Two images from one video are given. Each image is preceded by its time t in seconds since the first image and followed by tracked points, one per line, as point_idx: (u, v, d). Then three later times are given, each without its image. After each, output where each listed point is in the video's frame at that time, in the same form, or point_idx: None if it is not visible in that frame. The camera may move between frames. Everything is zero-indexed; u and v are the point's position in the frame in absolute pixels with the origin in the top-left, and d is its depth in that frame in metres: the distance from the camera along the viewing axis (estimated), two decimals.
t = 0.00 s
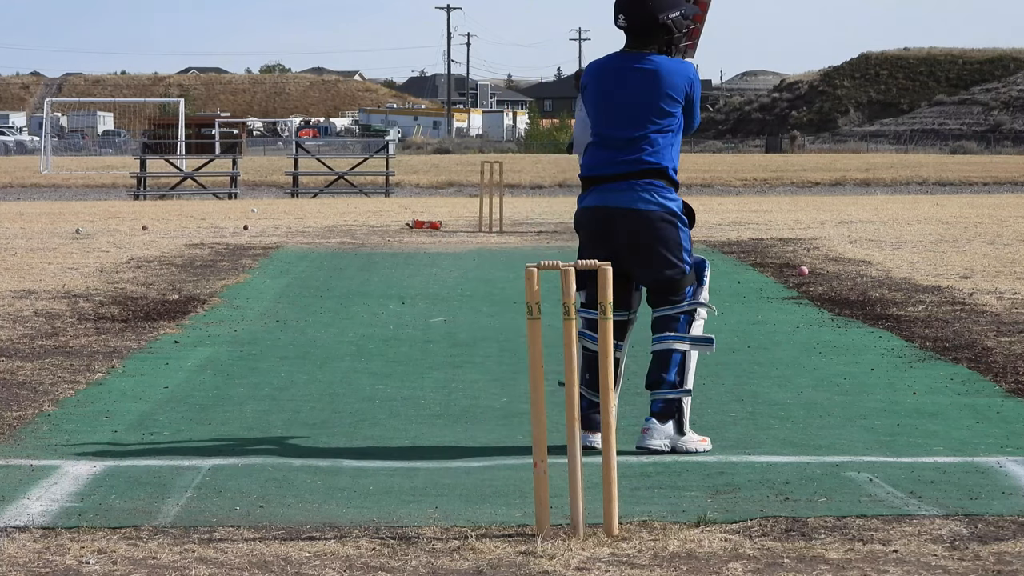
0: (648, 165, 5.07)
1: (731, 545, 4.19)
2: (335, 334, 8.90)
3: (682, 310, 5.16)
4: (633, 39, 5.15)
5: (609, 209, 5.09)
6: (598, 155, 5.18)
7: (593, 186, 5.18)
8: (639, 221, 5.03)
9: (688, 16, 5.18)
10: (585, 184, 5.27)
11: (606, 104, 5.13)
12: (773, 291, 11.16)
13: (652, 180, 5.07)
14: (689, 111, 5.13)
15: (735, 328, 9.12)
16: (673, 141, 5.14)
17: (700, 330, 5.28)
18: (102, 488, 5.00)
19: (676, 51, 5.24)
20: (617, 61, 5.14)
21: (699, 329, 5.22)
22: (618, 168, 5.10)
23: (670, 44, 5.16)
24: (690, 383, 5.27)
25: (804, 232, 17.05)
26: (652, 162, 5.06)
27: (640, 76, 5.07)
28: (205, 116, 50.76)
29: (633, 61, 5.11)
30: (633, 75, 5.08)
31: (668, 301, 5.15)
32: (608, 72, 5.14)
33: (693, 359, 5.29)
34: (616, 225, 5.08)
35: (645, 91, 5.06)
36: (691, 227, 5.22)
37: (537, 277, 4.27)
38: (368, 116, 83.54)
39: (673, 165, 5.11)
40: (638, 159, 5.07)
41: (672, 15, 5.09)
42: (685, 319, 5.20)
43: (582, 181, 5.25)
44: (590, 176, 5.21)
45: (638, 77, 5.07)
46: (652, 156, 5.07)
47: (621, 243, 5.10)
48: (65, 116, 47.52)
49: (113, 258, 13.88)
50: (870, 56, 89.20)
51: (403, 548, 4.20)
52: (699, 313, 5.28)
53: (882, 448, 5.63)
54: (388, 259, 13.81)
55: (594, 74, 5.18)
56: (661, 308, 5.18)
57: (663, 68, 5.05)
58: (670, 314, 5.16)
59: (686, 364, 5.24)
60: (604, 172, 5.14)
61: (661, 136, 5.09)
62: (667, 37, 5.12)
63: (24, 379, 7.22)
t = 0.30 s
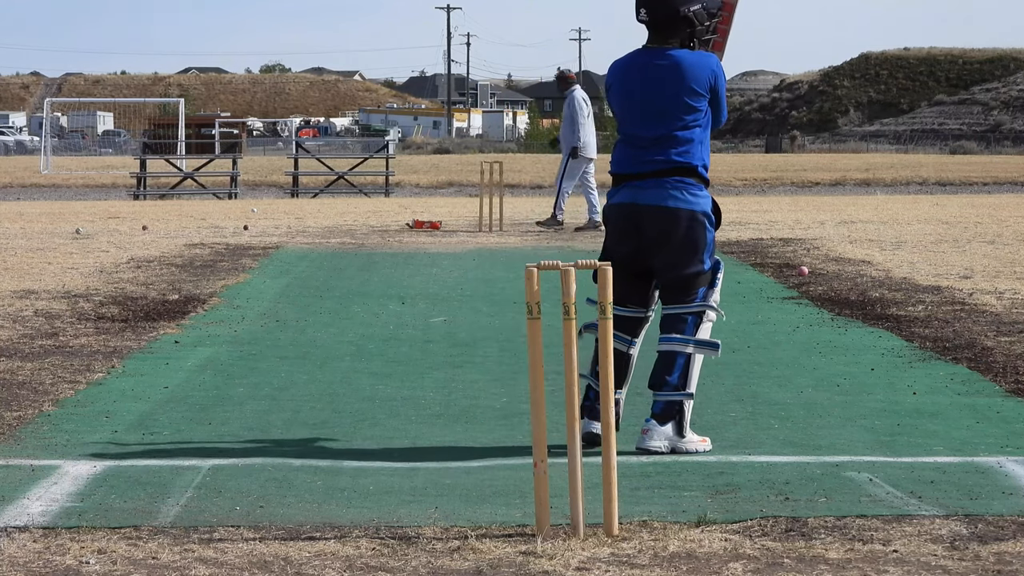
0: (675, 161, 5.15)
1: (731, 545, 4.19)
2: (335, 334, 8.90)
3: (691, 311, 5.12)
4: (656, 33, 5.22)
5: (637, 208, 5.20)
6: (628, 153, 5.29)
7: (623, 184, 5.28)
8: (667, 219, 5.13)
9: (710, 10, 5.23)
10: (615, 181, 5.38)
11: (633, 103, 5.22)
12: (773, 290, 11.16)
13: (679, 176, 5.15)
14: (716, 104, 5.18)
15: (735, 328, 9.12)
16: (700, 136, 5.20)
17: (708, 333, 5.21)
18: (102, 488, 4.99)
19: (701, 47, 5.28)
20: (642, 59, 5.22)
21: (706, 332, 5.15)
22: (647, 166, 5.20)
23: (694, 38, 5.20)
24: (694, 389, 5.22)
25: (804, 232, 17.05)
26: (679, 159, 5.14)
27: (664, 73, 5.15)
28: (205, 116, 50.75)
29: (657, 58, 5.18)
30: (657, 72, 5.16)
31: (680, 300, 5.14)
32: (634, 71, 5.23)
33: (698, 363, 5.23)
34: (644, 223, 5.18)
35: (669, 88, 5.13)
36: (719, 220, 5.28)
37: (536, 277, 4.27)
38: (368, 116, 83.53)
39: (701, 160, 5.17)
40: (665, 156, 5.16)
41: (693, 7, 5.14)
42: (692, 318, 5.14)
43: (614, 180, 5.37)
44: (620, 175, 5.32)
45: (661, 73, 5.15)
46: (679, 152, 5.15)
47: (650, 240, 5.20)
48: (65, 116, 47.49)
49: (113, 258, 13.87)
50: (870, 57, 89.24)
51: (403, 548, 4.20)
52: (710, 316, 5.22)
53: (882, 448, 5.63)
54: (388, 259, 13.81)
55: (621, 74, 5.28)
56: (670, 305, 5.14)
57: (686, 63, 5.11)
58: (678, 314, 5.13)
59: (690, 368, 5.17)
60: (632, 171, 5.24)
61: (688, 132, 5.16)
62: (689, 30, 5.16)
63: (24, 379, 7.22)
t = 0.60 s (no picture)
0: (685, 161, 5.15)
1: (731, 545, 4.18)
2: (335, 334, 8.90)
3: (690, 311, 5.12)
4: (666, 33, 5.21)
5: (647, 207, 5.19)
6: (638, 153, 5.28)
7: (633, 184, 5.28)
8: (678, 219, 5.13)
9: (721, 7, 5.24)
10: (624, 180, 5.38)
11: (643, 102, 5.21)
12: (773, 290, 11.16)
13: (690, 176, 5.15)
14: (726, 105, 5.19)
15: (735, 328, 9.12)
16: (711, 136, 5.20)
17: (706, 333, 5.23)
18: (103, 488, 5.00)
19: (712, 45, 5.29)
20: (652, 58, 5.21)
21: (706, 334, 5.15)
22: (658, 167, 5.20)
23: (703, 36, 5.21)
24: (693, 392, 5.23)
25: (804, 232, 17.05)
26: (690, 159, 5.14)
27: (675, 72, 5.14)
28: (206, 116, 50.76)
29: (668, 59, 5.17)
30: (669, 71, 5.15)
31: (681, 298, 5.14)
32: (644, 70, 5.22)
33: (698, 366, 5.23)
34: (655, 223, 5.18)
35: (680, 88, 5.13)
36: (728, 221, 5.28)
37: (536, 279, 4.27)
38: (368, 116, 83.56)
39: (711, 160, 5.18)
40: (677, 156, 5.16)
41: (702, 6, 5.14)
42: (691, 319, 5.14)
43: (623, 178, 5.36)
44: (630, 174, 5.31)
45: (673, 72, 5.14)
46: (690, 153, 5.15)
47: (660, 239, 5.20)
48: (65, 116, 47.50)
49: (113, 258, 13.88)
50: (870, 57, 89.22)
51: (403, 548, 4.20)
52: (708, 317, 5.22)
53: (882, 448, 5.63)
54: (388, 259, 13.81)
55: (632, 73, 5.27)
56: (673, 304, 5.15)
57: (697, 63, 5.11)
58: (678, 314, 5.13)
59: (689, 370, 5.17)
60: (643, 171, 5.23)
61: (697, 132, 5.16)
62: (699, 28, 5.17)
63: (24, 379, 7.22)
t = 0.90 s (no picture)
0: (687, 161, 5.15)
1: (731, 545, 4.18)
2: (335, 334, 8.90)
3: (687, 311, 5.12)
4: (667, 32, 5.20)
5: (648, 207, 5.20)
6: (638, 154, 5.27)
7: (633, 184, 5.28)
8: (679, 219, 5.13)
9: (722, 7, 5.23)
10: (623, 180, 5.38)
11: (643, 102, 5.21)
12: (773, 290, 11.16)
13: (691, 175, 5.15)
14: (727, 105, 5.19)
15: (735, 328, 9.12)
16: (712, 136, 5.21)
17: (704, 334, 5.23)
18: (103, 488, 5.00)
19: (713, 44, 5.28)
20: (653, 58, 5.20)
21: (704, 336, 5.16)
22: (658, 167, 5.19)
23: (704, 35, 5.20)
24: (691, 394, 5.23)
25: (804, 232, 17.06)
26: (691, 160, 5.15)
27: (677, 71, 5.13)
28: (206, 116, 50.77)
29: (668, 58, 5.17)
30: (670, 71, 5.14)
31: (677, 298, 5.14)
32: (645, 69, 5.21)
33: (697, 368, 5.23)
34: (655, 222, 5.18)
35: (681, 88, 5.13)
36: (728, 220, 5.29)
37: (536, 279, 4.27)
38: (368, 116, 83.55)
39: (712, 161, 5.18)
40: (678, 156, 5.16)
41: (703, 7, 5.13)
42: (688, 319, 5.14)
43: (623, 178, 5.35)
44: (630, 174, 5.31)
45: (674, 72, 5.14)
46: (692, 153, 5.16)
47: (661, 239, 5.20)
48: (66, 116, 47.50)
49: (113, 258, 13.88)
50: (869, 57, 89.18)
51: (403, 548, 4.20)
52: (705, 317, 5.22)
53: (882, 448, 5.63)
54: (388, 259, 13.80)
55: (632, 72, 5.26)
56: (672, 305, 5.15)
57: (698, 63, 5.11)
58: (675, 315, 5.13)
59: (687, 372, 5.17)
60: (644, 171, 5.23)
61: (699, 132, 5.17)
62: (701, 29, 5.16)
63: (24, 379, 7.22)
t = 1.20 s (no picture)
0: (686, 161, 5.15)
1: (731, 545, 4.19)
2: (335, 334, 8.90)
3: (686, 311, 5.12)
4: (666, 32, 5.21)
5: (647, 207, 5.19)
6: (637, 153, 5.28)
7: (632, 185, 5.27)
8: (677, 219, 5.13)
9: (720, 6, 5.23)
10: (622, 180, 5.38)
11: (642, 102, 5.21)
12: (772, 290, 11.17)
13: (689, 175, 5.15)
14: (727, 104, 5.18)
15: (735, 328, 9.12)
16: (710, 136, 5.21)
17: (703, 334, 5.23)
18: (103, 488, 5.00)
19: (710, 45, 5.29)
20: (652, 58, 5.20)
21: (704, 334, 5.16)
22: (658, 167, 5.19)
23: (702, 36, 5.20)
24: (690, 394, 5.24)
25: (804, 232, 17.06)
26: (690, 159, 5.15)
27: (677, 71, 5.14)
28: (206, 116, 50.77)
29: (667, 58, 5.17)
30: (669, 71, 5.15)
31: (676, 298, 5.14)
32: (645, 68, 5.21)
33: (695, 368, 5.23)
34: (655, 222, 5.18)
35: (680, 88, 5.13)
36: (727, 221, 5.29)
37: (536, 280, 4.27)
38: (368, 116, 83.56)
39: (710, 161, 5.18)
40: (677, 156, 5.16)
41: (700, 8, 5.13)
42: (686, 319, 5.13)
43: (622, 178, 5.35)
44: (629, 175, 5.31)
45: (674, 71, 5.14)
46: (690, 153, 5.16)
47: (660, 238, 5.20)
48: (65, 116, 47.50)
49: (113, 258, 13.87)
50: (869, 57, 89.19)
51: (403, 548, 4.20)
52: (704, 317, 5.22)
53: (882, 448, 5.63)
54: (388, 259, 13.80)
55: (631, 72, 5.26)
56: (671, 304, 5.15)
57: (696, 62, 5.11)
58: (674, 315, 5.13)
59: (686, 372, 5.17)
60: (643, 171, 5.23)
61: (698, 132, 5.16)
62: (699, 29, 5.17)
63: (24, 379, 7.22)
